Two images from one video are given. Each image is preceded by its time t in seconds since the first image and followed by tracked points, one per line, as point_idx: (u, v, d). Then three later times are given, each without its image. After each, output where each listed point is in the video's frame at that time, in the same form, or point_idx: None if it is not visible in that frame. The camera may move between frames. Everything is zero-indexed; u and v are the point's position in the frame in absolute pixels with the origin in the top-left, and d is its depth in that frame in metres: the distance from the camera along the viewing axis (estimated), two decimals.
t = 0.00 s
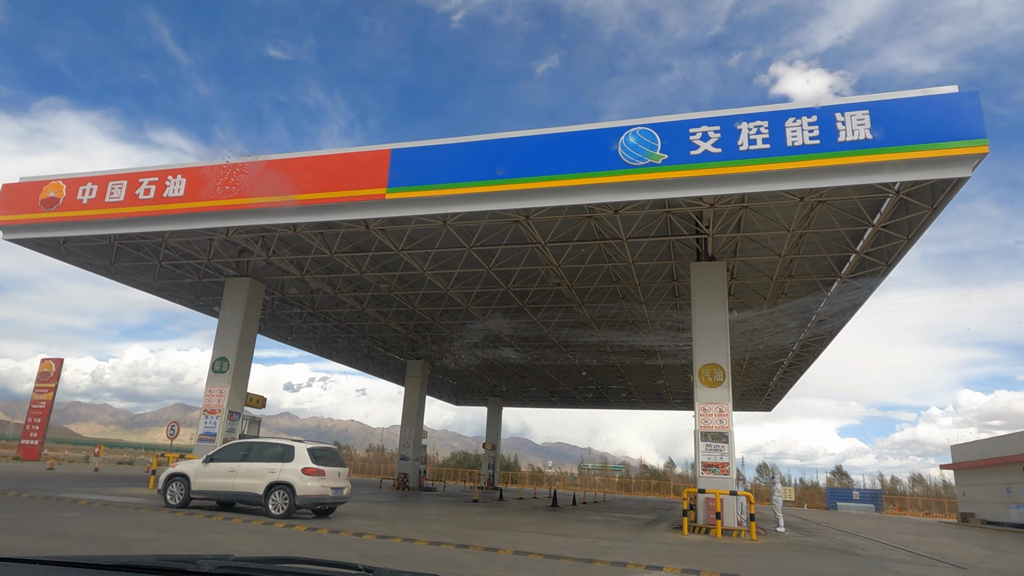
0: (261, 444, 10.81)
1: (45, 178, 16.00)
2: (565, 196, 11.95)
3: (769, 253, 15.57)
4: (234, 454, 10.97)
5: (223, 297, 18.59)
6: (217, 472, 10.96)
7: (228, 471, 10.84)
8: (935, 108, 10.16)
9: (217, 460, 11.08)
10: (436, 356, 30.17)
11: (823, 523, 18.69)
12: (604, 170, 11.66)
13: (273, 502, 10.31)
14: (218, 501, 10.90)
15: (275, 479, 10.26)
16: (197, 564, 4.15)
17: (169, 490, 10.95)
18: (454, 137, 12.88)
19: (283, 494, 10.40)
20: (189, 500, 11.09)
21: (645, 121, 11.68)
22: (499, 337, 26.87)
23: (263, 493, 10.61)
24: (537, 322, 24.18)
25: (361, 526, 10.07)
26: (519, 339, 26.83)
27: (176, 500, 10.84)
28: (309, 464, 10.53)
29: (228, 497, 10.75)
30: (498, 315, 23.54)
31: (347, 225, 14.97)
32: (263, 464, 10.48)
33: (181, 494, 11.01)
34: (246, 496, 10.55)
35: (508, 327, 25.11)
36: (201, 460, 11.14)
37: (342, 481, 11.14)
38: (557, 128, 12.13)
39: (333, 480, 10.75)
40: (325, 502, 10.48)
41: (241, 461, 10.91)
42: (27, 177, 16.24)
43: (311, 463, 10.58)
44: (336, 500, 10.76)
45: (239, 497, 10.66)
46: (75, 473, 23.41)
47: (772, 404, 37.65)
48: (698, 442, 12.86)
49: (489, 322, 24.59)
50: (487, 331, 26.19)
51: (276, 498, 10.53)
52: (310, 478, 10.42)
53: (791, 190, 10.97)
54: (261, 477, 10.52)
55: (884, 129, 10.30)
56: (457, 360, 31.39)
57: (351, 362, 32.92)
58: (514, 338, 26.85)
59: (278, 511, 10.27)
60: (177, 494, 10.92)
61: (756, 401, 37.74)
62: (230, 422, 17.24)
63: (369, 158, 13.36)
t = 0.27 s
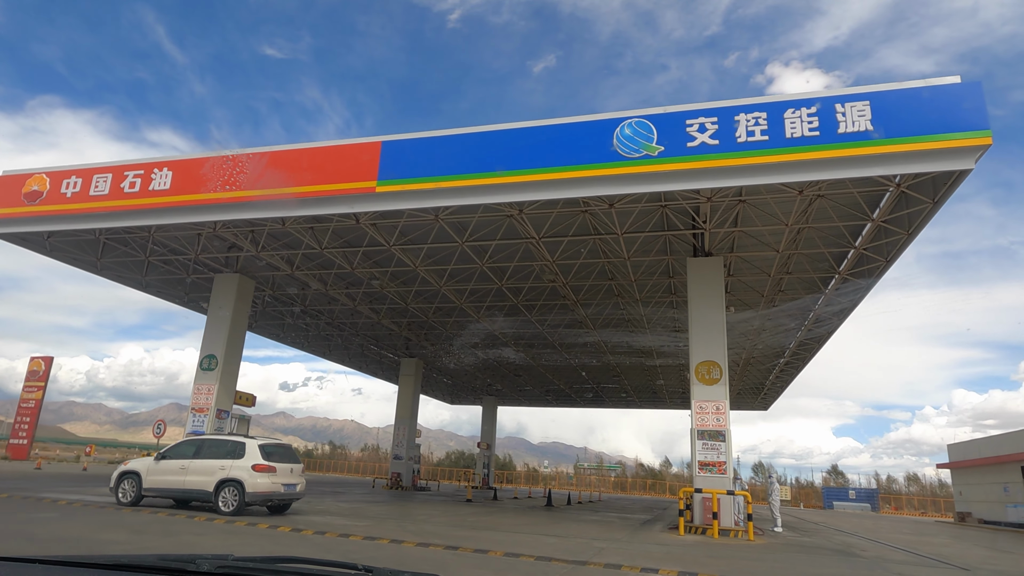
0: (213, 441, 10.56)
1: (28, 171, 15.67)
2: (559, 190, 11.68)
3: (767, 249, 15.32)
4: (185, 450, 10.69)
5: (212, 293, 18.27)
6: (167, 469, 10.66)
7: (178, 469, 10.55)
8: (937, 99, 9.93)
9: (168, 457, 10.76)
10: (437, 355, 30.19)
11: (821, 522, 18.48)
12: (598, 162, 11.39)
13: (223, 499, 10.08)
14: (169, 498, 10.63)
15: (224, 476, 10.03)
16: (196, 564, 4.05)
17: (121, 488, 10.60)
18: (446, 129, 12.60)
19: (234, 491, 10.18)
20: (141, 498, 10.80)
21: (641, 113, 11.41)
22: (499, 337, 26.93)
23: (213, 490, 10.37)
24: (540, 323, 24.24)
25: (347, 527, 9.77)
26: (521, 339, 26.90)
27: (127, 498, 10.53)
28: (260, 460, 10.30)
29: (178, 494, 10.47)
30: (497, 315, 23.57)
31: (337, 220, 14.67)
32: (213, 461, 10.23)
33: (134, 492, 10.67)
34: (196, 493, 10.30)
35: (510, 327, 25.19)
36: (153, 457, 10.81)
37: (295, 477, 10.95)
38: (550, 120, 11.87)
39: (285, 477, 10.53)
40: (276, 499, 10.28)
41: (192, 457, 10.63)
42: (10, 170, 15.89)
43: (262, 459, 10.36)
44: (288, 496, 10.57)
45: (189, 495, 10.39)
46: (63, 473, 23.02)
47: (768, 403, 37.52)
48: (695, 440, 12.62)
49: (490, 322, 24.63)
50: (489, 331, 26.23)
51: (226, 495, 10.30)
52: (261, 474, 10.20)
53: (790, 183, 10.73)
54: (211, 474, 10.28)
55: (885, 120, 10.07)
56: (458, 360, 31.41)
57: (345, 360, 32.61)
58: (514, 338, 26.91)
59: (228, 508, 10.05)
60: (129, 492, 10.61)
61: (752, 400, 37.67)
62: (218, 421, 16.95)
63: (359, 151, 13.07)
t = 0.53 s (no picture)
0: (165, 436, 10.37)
1: (11, 163, 15.32)
2: (554, 182, 11.42)
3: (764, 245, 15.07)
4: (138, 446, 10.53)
5: (201, 288, 17.95)
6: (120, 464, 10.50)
7: (130, 464, 10.38)
8: (940, 90, 9.69)
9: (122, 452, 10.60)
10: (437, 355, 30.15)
11: (817, 523, 18.27)
12: (594, 155, 11.11)
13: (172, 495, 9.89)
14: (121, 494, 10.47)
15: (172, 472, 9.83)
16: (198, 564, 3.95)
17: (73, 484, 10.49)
18: (438, 120, 12.29)
19: (182, 486, 9.97)
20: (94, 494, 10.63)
21: (637, 104, 11.13)
22: (498, 336, 26.87)
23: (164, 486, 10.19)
24: (538, 322, 24.13)
25: (333, 527, 9.49)
26: (520, 339, 26.80)
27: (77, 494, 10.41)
28: (210, 456, 10.08)
29: (129, 489, 10.32)
30: (496, 314, 23.45)
31: (327, 214, 14.38)
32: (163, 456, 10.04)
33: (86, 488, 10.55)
34: (146, 489, 10.12)
35: (510, 327, 25.13)
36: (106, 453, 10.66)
37: (249, 474, 10.69)
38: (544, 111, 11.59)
39: (236, 473, 10.26)
40: (226, 496, 10.02)
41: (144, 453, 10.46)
42: None
43: (212, 455, 10.11)
44: (241, 494, 10.32)
45: (139, 490, 10.22)
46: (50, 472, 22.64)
47: (764, 403, 37.36)
48: (691, 440, 12.38)
49: (489, 321, 24.51)
50: (488, 331, 26.13)
51: (176, 491, 10.08)
52: (211, 471, 9.97)
53: (790, 177, 10.48)
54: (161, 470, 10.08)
55: (886, 112, 9.82)
56: (457, 360, 31.39)
57: (338, 358, 32.28)
58: (512, 338, 26.80)
59: (177, 503, 9.86)
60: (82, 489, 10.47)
61: (748, 400, 37.60)
62: (206, 419, 16.65)
63: (349, 143, 12.79)
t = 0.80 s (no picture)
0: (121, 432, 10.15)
1: None
2: (547, 175, 11.19)
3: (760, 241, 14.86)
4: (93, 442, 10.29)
5: (189, 284, 17.65)
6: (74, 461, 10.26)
7: (85, 460, 10.15)
8: (940, 82, 9.51)
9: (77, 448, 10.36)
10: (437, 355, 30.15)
11: (813, 522, 18.10)
12: (587, 147, 10.89)
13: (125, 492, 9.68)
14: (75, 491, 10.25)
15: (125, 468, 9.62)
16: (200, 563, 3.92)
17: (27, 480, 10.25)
18: (428, 112, 12.04)
19: (136, 483, 9.77)
20: (49, 491, 10.41)
21: (632, 96, 10.90)
22: (498, 337, 26.76)
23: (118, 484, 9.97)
24: (535, 322, 24.05)
25: (318, 527, 9.23)
26: (520, 339, 26.71)
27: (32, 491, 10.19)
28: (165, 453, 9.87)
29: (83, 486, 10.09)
30: (497, 314, 23.40)
31: (316, 208, 14.11)
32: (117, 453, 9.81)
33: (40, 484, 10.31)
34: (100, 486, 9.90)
35: (510, 327, 25.05)
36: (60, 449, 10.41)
37: (206, 471, 10.49)
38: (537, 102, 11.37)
39: (192, 470, 10.06)
40: (181, 493, 9.82)
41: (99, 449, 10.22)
42: None
43: (168, 452, 9.90)
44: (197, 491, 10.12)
45: (93, 488, 10.00)
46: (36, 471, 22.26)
47: (759, 402, 37.27)
48: (686, 438, 12.18)
49: (489, 322, 24.46)
50: (487, 331, 26.02)
51: (129, 489, 9.87)
52: (166, 468, 9.77)
53: (787, 170, 10.28)
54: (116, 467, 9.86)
55: (885, 104, 9.63)
56: (458, 360, 31.43)
57: (331, 356, 31.98)
58: (512, 338, 26.71)
59: (130, 500, 9.67)
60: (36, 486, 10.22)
61: (743, 400, 37.59)
62: (194, 416, 16.38)
63: (339, 135, 12.54)
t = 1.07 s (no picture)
0: (68, 428, 9.85)
1: None
2: (539, 168, 10.92)
3: (757, 237, 14.55)
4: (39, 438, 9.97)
5: (176, 279, 17.31)
6: (20, 458, 9.96)
7: (32, 457, 9.85)
8: (941, 73, 9.26)
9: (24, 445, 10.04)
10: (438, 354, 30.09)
11: (809, 522, 17.92)
12: (581, 138, 10.61)
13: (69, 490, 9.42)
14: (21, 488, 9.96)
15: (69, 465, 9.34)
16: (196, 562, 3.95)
17: None
18: (419, 103, 11.73)
19: (81, 480, 9.50)
20: None
21: (626, 86, 10.62)
22: (498, 336, 26.56)
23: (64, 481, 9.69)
24: (535, 322, 23.90)
25: (301, 528, 8.94)
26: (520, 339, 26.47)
27: None
28: (111, 449, 9.58)
29: (28, 483, 9.80)
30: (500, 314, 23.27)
31: (304, 201, 13.79)
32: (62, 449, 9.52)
33: None
34: (45, 483, 9.63)
35: (511, 326, 24.87)
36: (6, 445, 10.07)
37: (155, 467, 10.19)
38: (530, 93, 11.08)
39: (139, 466, 9.77)
40: (127, 490, 9.55)
41: (46, 446, 9.91)
42: None
43: (114, 448, 9.61)
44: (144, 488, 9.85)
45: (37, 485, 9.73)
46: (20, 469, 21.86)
47: (754, 401, 37.12)
48: (681, 437, 11.95)
49: (489, 321, 24.37)
50: (487, 331, 25.89)
51: (74, 486, 9.59)
52: (112, 465, 9.49)
53: (785, 162, 10.02)
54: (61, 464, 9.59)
55: (886, 95, 9.38)
56: (457, 360, 31.41)
57: (323, 355, 31.62)
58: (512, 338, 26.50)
59: (74, 497, 9.41)
60: None
61: (738, 399, 37.42)
62: (179, 414, 16.07)
63: (328, 125, 12.25)
